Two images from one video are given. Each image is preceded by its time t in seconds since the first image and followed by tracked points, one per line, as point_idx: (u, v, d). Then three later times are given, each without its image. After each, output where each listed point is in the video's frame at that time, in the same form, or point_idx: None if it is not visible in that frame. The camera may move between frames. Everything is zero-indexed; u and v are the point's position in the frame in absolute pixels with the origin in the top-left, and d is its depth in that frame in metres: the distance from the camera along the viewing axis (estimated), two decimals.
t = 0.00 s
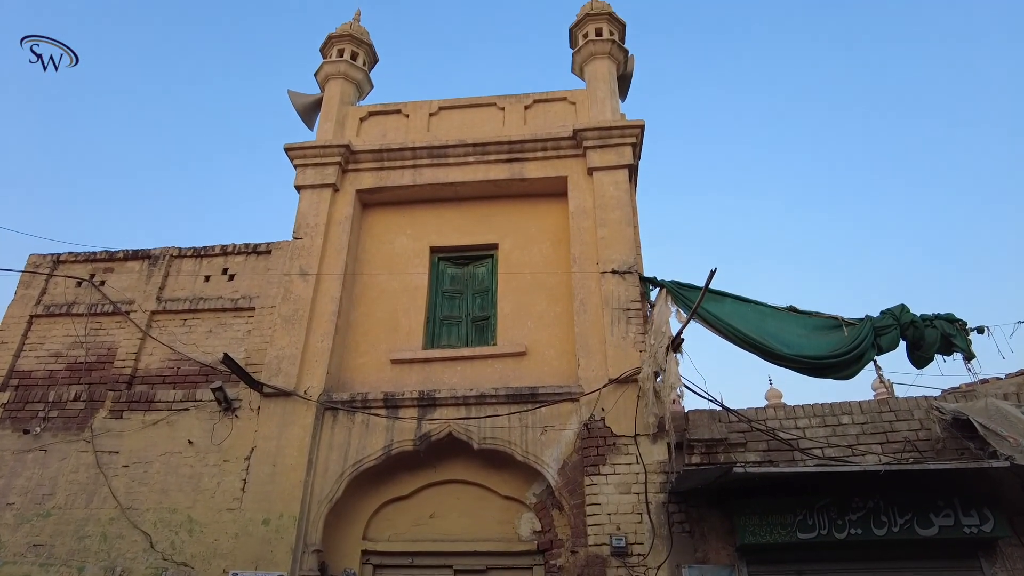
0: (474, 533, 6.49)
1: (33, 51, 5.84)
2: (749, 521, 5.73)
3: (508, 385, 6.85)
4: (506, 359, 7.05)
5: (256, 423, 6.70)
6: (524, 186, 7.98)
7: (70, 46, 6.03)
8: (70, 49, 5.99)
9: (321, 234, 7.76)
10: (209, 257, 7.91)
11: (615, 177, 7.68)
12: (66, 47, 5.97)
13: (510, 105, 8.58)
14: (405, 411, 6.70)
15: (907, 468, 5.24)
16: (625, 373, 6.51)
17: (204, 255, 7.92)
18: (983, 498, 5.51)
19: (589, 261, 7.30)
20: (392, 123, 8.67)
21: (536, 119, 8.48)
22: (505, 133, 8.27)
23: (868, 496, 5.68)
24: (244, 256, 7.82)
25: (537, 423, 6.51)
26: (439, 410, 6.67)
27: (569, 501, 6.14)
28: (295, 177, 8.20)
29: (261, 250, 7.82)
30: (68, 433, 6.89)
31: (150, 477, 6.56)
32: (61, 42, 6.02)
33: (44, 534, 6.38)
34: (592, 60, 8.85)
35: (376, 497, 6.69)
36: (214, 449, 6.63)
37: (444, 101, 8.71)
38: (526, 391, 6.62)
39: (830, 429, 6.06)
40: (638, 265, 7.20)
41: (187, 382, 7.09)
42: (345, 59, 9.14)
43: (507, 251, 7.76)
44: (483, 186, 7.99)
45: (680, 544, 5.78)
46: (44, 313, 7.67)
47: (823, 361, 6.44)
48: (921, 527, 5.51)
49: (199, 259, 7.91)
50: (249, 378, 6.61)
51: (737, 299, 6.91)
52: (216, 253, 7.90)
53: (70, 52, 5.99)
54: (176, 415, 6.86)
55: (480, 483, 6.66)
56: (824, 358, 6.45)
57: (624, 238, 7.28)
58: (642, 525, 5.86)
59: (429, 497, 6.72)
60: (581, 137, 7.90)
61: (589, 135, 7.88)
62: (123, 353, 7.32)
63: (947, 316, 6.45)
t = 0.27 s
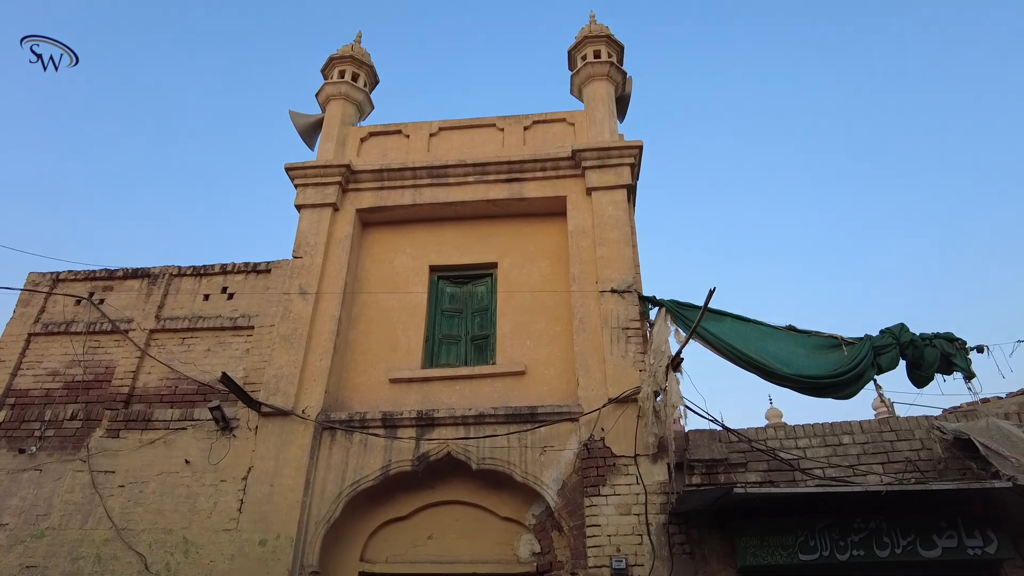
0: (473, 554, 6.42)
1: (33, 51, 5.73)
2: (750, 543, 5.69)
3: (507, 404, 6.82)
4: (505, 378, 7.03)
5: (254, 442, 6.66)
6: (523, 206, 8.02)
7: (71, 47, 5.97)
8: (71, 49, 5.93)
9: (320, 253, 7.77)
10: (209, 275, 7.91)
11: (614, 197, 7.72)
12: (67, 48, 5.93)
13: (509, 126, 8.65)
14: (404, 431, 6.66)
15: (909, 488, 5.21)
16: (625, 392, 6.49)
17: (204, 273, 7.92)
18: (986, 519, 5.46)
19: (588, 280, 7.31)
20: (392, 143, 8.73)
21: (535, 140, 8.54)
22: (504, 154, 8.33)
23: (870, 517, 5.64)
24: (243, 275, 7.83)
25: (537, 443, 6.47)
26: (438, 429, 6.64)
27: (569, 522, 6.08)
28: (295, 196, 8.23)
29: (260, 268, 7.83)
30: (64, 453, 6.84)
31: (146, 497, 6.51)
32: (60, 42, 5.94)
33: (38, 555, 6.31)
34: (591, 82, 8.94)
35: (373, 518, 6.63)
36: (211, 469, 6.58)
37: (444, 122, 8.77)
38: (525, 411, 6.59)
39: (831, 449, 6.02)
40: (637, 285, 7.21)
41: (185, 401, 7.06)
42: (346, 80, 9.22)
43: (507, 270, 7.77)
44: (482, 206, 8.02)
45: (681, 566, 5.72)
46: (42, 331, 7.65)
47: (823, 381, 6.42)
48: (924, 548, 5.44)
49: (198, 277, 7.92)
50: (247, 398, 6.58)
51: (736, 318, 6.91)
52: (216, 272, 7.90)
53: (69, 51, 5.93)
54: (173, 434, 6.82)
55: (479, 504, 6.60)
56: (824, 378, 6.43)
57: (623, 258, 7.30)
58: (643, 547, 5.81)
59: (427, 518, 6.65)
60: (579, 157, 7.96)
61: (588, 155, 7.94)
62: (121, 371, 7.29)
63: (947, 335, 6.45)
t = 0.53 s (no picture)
0: (470, 566, 6.36)
1: (32, 51, 5.79)
2: (748, 554, 5.67)
3: (505, 415, 6.78)
4: (503, 388, 6.99)
5: (249, 453, 6.61)
6: (521, 216, 8.02)
7: (70, 47, 6.05)
8: (70, 48, 6.00)
9: (318, 263, 7.76)
10: (205, 285, 7.90)
11: (612, 208, 7.73)
12: (66, 47, 6.01)
13: (507, 137, 8.67)
14: (400, 441, 6.62)
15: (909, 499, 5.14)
16: (623, 402, 6.46)
17: (200, 283, 7.91)
18: (987, 530, 5.41)
19: (586, 290, 7.29)
20: (391, 154, 8.75)
21: (533, 151, 8.56)
22: (502, 164, 8.34)
23: (870, 528, 5.59)
24: (240, 285, 7.81)
25: (534, 454, 6.43)
26: (434, 440, 6.59)
27: (567, 534, 6.02)
28: (293, 206, 8.24)
29: (257, 278, 7.81)
30: (58, 463, 6.79)
31: (140, 507, 6.45)
32: (60, 42, 6.02)
33: (29, 567, 6.24)
34: (589, 93, 8.97)
35: (370, 530, 6.57)
36: (206, 479, 6.53)
37: (443, 133, 8.80)
38: (522, 421, 6.55)
39: (830, 459, 5.99)
40: (635, 295, 7.19)
41: (180, 411, 7.01)
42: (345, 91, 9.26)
43: (505, 280, 7.76)
44: (480, 216, 8.02)
45: None
46: (37, 341, 7.62)
47: (822, 391, 6.40)
48: (925, 560, 5.40)
49: (195, 287, 7.90)
50: (242, 408, 6.55)
51: (734, 328, 6.90)
52: (213, 282, 7.89)
53: (68, 51, 5.98)
54: (168, 445, 6.78)
55: (476, 516, 6.54)
56: (823, 388, 6.41)
57: (621, 268, 7.29)
58: (641, 558, 5.75)
59: (424, 530, 6.60)
60: (577, 168, 7.97)
61: (586, 166, 7.95)
62: (116, 381, 7.26)
63: (945, 345, 6.42)
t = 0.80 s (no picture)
0: (463, 562, 6.34)
1: (32, 51, 5.76)
2: (742, 550, 5.64)
3: (499, 410, 6.77)
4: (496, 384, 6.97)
5: (241, 448, 6.59)
6: (516, 212, 8.01)
7: (70, 47, 6.01)
8: (70, 48, 5.98)
9: (311, 259, 7.74)
10: (198, 281, 7.87)
11: (606, 204, 7.71)
12: (66, 47, 5.98)
13: (502, 133, 8.65)
14: (393, 437, 6.60)
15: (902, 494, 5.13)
16: (616, 398, 6.45)
17: (193, 279, 7.88)
18: (981, 526, 5.39)
19: (580, 286, 7.28)
20: (385, 150, 8.73)
21: (528, 147, 8.55)
22: (497, 161, 8.33)
23: (863, 523, 5.57)
24: (233, 280, 7.79)
25: (527, 449, 6.41)
26: (427, 435, 6.57)
27: (559, 529, 6.02)
28: (287, 202, 8.22)
29: (251, 274, 7.79)
30: (49, 458, 6.76)
31: (131, 503, 6.43)
32: (60, 42, 5.99)
33: (19, 562, 6.22)
34: (584, 90, 8.96)
35: (362, 526, 6.55)
36: (198, 475, 6.51)
37: (437, 129, 8.78)
38: (515, 417, 6.54)
39: (824, 455, 5.97)
40: (630, 291, 7.18)
41: (172, 406, 6.99)
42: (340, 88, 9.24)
43: (499, 277, 7.74)
44: (474, 212, 8.01)
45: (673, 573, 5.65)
46: (29, 336, 7.60)
47: (818, 387, 6.39)
48: (918, 555, 5.38)
49: (188, 283, 7.88)
50: (235, 403, 6.52)
51: (729, 325, 6.89)
52: (206, 277, 7.87)
53: (68, 49, 5.95)
54: (159, 440, 6.75)
55: (468, 511, 6.52)
56: (818, 383, 6.40)
57: (615, 264, 7.28)
58: (634, 554, 5.74)
59: (416, 525, 6.58)
60: (572, 164, 7.96)
61: (581, 162, 7.94)
62: (108, 376, 7.23)
63: (940, 342, 6.41)
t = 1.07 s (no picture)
0: (448, 534, 6.41)
1: (33, 51, 5.80)
2: (722, 523, 5.68)
3: (484, 386, 6.81)
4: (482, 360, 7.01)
5: (227, 423, 6.63)
6: (503, 189, 7.99)
7: (70, 46, 6.03)
8: (70, 49, 5.98)
9: (297, 235, 7.73)
10: (185, 258, 7.86)
11: (594, 180, 7.69)
12: (66, 47, 5.97)
13: (490, 109, 8.60)
14: (378, 412, 6.64)
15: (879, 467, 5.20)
16: (601, 373, 6.49)
17: (180, 255, 7.87)
18: (957, 498, 5.46)
19: (567, 263, 7.28)
20: (373, 126, 8.68)
21: (516, 123, 8.51)
22: (484, 137, 8.29)
23: (842, 496, 5.63)
24: (220, 257, 7.78)
25: (512, 424, 6.46)
26: (413, 410, 6.62)
27: (543, 502, 6.08)
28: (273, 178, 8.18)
29: (237, 250, 7.78)
30: (36, 434, 6.80)
31: (118, 477, 6.48)
32: (60, 42, 6.01)
33: (7, 535, 6.28)
34: (574, 66, 8.89)
35: (347, 499, 6.61)
36: (184, 449, 6.55)
37: (425, 105, 8.72)
38: (500, 392, 6.58)
39: (806, 430, 6.02)
40: (616, 267, 7.19)
41: (159, 381, 7.02)
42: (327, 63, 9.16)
43: (486, 253, 7.74)
44: (461, 188, 7.98)
45: (654, 544, 5.73)
46: (15, 312, 7.60)
47: (802, 362, 6.42)
48: (895, 527, 5.46)
49: (174, 259, 7.87)
50: (221, 379, 6.55)
51: (715, 301, 6.91)
52: (192, 254, 7.86)
53: (68, 50, 5.95)
54: (146, 415, 6.79)
55: (454, 485, 6.58)
56: (803, 359, 6.44)
57: (602, 240, 7.28)
58: (616, 526, 5.81)
59: (402, 499, 6.64)
60: (560, 141, 7.92)
61: (569, 139, 7.90)
62: (94, 352, 7.25)
63: (925, 320, 6.45)
